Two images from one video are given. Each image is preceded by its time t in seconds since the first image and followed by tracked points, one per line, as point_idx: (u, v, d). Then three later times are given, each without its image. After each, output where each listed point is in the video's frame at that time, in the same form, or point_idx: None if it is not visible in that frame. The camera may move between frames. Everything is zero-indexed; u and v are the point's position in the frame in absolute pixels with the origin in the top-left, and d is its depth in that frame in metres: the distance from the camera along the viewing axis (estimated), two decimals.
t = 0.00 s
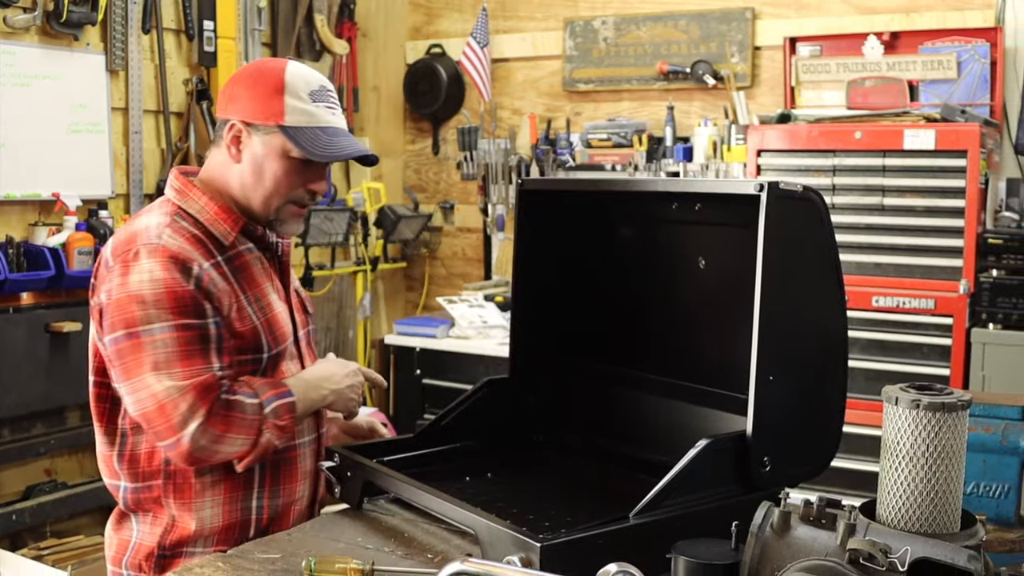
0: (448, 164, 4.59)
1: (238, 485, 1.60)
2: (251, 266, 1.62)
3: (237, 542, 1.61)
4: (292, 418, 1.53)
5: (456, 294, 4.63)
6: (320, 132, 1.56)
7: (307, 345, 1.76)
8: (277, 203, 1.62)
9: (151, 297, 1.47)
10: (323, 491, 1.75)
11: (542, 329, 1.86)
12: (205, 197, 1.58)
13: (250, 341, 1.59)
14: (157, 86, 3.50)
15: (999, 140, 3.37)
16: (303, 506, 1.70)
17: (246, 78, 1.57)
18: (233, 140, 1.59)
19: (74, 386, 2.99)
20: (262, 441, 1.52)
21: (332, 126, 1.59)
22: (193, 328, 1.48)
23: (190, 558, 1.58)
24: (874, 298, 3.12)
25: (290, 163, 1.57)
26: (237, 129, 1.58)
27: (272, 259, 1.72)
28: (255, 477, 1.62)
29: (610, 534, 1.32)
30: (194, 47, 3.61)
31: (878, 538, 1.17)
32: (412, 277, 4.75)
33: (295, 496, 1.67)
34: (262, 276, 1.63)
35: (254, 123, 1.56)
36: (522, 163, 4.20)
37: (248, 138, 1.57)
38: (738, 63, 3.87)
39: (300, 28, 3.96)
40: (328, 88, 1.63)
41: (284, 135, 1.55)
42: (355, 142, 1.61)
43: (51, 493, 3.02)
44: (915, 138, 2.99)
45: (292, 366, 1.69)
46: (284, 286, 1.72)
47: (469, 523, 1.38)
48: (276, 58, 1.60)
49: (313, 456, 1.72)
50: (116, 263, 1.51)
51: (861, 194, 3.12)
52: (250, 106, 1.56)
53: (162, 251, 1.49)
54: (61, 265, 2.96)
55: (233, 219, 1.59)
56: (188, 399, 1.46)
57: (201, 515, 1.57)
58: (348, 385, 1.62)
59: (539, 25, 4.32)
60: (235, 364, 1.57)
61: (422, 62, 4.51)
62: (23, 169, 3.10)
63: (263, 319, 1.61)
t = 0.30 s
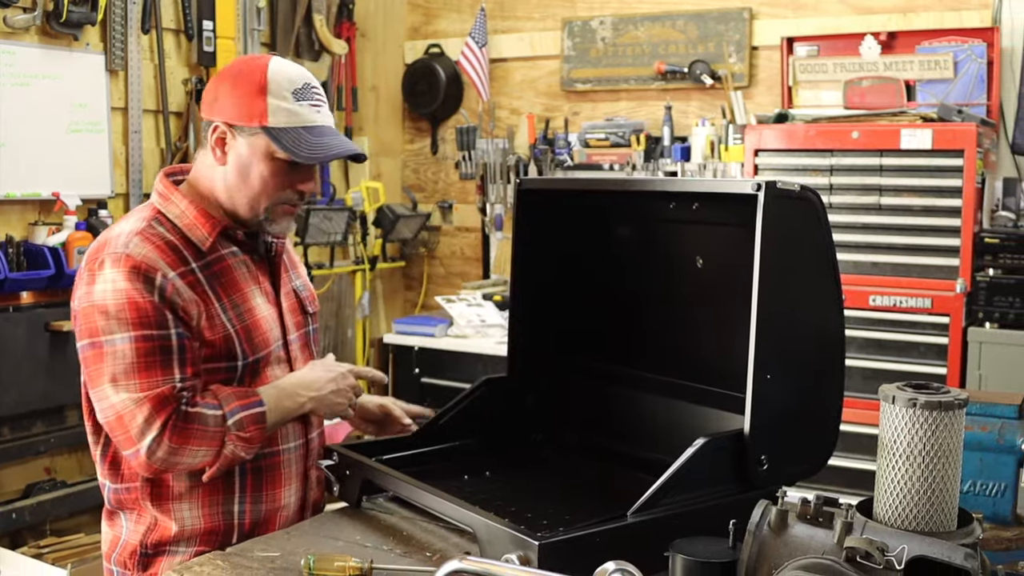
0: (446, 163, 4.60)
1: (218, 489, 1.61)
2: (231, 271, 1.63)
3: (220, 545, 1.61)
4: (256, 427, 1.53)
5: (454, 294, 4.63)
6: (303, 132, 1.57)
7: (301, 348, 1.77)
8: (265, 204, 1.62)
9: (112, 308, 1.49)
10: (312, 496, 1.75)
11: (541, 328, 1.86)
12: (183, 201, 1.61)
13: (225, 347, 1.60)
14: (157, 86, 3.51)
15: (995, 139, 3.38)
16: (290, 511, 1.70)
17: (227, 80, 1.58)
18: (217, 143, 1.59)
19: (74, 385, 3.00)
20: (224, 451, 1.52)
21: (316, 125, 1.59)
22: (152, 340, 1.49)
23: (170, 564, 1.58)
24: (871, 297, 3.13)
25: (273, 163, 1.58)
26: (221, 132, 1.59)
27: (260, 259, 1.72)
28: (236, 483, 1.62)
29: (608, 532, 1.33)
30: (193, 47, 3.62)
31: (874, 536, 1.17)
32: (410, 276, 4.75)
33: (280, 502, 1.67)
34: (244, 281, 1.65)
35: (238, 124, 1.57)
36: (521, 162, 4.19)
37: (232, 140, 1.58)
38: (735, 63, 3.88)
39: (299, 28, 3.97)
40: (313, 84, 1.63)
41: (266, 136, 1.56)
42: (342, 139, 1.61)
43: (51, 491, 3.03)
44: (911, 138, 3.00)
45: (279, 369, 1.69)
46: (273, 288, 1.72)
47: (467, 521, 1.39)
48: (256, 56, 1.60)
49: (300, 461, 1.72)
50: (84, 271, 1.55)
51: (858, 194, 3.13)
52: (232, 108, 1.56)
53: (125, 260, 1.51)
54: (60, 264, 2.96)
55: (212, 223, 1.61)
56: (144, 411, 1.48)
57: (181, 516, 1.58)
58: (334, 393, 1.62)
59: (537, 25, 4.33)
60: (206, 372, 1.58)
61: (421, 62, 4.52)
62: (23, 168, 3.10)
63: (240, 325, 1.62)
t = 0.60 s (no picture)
0: (445, 163, 4.60)
1: (218, 491, 1.61)
2: (226, 271, 1.64)
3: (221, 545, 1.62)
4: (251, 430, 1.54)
5: (452, 293, 4.64)
6: (337, 139, 1.61)
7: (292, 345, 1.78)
8: (285, 211, 1.64)
9: (108, 314, 1.49)
10: (311, 493, 1.76)
11: (538, 328, 1.87)
12: (177, 203, 1.62)
13: (222, 348, 1.61)
14: (156, 86, 3.51)
15: (992, 139, 3.39)
16: (290, 510, 1.71)
17: (253, 91, 1.55)
18: (247, 157, 1.56)
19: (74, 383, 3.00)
20: (220, 456, 1.54)
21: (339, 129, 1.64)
22: (148, 346, 1.49)
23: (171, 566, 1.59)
24: (868, 297, 3.14)
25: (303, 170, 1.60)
26: (253, 146, 1.56)
27: (253, 260, 1.71)
28: (236, 483, 1.63)
29: (606, 530, 1.34)
30: (192, 47, 3.63)
31: (871, 534, 1.19)
32: (409, 275, 4.76)
33: (281, 501, 1.68)
34: (238, 281, 1.66)
35: (272, 136, 1.56)
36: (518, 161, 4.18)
37: (265, 153, 1.57)
38: (733, 63, 3.89)
39: (298, 29, 3.98)
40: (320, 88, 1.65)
41: (307, 147, 1.59)
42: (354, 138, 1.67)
43: (51, 490, 3.04)
44: (908, 137, 3.01)
45: (275, 368, 1.71)
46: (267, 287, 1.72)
47: (465, 519, 1.40)
48: (267, 62, 1.58)
49: (299, 459, 1.73)
50: (81, 276, 1.55)
51: (855, 193, 3.14)
52: (269, 121, 1.55)
53: (120, 265, 1.52)
54: (60, 263, 2.97)
55: (205, 223, 1.62)
56: (139, 417, 1.48)
57: (183, 519, 1.59)
58: (330, 395, 1.61)
59: (535, 25, 4.34)
60: (203, 373, 1.59)
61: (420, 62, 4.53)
62: (23, 168, 3.11)
63: (238, 326, 1.63)
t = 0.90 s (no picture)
0: (444, 162, 4.61)
1: (220, 486, 1.62)
2: (225, 265, 1.64)
3: (224, 540, 1.64)
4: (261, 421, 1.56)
5: (451, 292, 4.64)
6: (314, 148, 1.59)
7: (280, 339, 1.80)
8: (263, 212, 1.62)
9: (122, 301, 1.48)
10: (303, 486, 1.78)
11: (536, 327, 1.88)
12: (174, 198, 1.60)
13: (224, 339, 1.62)
14: (155, 86, 3.51)
15: (988, 139, 3.41)
16: (286, 503, 1.73)
17: (242, 86, 1.58)
18: (224, 146, 1.59)
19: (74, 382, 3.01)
20: (231, 446, 1.54)
21: (324, 142, 1.62)
22: (164, 333, 1.49)
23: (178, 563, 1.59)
24: (865, 296, 3.15)
25: (278, 173, 1.59)
26: (229, 136, 1.58)
27: (246, 254, 1.72)
28: (237, 478, 1.64)
29: (604, 528, 1.35)
30: (191, 46, 3.63)
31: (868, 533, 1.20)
32: (407, 274, 4.77)
33: (278, 493, 1.71)
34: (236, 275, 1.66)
35: (247, 130, 1.57)
36: (517, 161, 4.22)
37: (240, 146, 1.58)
38: (730, 63, 3.89)
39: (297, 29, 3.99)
40: (321, 105, 1.65)
41: (277, 146, 1.57)
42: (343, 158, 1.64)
43: (50, 488, 3.04)
44: (905, 137, 3.02)
45: (267, 362, 1.73)
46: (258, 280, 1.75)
47: (463, 518, 1.41)
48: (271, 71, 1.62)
49: (292, 452, 1.75)
50: (87, 266, 1.52)
51: (852, 193, 3.15)
52: (246, 113, 1.57)
53: (132, 254, 1.50)
54: (60, 262, 2.98)
55: (204, 218, 1.60)
56: (158, 404, 1.47)
57: (187, 514, 1.60)
58: (325, 389, 1.65)
59: (533, 25, 4.35)
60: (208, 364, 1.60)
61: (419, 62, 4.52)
62: (22, 167, 3.11)
63: (237, 319, 1.64)
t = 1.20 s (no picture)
0: (442, 162, 4.62)
1: (198, 487, 1.63)
2: (208, 267, 1.67)
3: (206, 543, 1.64)
4: (205, 436, 1.53)
5: (450, 291, 4.65)
6: (301, 144, 1.59)
7: (278, 343, 1.79)
8: (257, 211, 1.64)
9: (74, 302, 1.50)
10: (297, 491, 1.78)
11: (535, 327, 1.89)
12: (161, 198, 1.65)
13: (196, 341, 1.63)
14: (155, 86, 3.52)
15: (985, 138, 3.42)
16: (275, 508, 1.73)
17: (231, 86, 1.60)
18: (216, 145, 1.62)
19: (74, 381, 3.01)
20: (169, 459, 1.52)
21: (313, 138, 1.62)
22: (105, 338, 1.49)
23: (158, 563, 1.60)
24: (862, 295, 3.16)
25: (267, 171, 1.60)
26: (220, 135, 1.61)
27: (240, 256, 1.74)
28: (216, 480, 1.65)
29: (601, 526, 1.36)
30: (191, 46, 3.64)
31: (866, 531, 1.20)
32: (406, 274, 4.77)
33: (263, 498, 1.70)
34: (221, 277, 1.69)
35: (237, 129, 1.59)
36: (515, 161, 4.23)
37: (231, 144, 1.60)
38: (727, 63, 3.90)
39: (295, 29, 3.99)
40: (313, 100, 1.66)
41: (264, 143, 1.58)
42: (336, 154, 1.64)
43: (50, 487, 3.04)
44: (902, 136, 3.03)
45: (257, 366, 1.72)
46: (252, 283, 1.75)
47: (461, 516, 1.42)
48: (260, 69, 1.63)
49: (282, 457, 1.75)
50: (59, 265, 1.58)
51: (849, 192, 3.16)
52: (234, 112, 1.58)
53: (94, 254, 1.54)
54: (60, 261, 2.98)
55: (188, 218, 1.65)
56: (88, 409, 1.48)
57: (165, 513, 1.60)
58: (300, 411, 1.63)
59: (531, 25, 4.35)
60: (175, 367, 1.61)
61: (417, 62, 4.52)
62: (22, 166, 3.12)
63: (213, 321, 1.65)
